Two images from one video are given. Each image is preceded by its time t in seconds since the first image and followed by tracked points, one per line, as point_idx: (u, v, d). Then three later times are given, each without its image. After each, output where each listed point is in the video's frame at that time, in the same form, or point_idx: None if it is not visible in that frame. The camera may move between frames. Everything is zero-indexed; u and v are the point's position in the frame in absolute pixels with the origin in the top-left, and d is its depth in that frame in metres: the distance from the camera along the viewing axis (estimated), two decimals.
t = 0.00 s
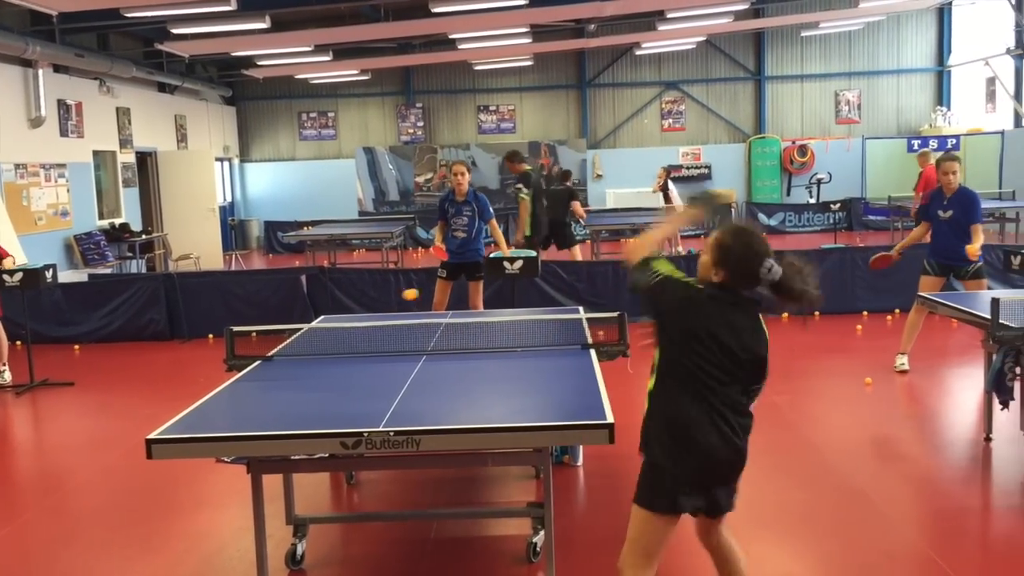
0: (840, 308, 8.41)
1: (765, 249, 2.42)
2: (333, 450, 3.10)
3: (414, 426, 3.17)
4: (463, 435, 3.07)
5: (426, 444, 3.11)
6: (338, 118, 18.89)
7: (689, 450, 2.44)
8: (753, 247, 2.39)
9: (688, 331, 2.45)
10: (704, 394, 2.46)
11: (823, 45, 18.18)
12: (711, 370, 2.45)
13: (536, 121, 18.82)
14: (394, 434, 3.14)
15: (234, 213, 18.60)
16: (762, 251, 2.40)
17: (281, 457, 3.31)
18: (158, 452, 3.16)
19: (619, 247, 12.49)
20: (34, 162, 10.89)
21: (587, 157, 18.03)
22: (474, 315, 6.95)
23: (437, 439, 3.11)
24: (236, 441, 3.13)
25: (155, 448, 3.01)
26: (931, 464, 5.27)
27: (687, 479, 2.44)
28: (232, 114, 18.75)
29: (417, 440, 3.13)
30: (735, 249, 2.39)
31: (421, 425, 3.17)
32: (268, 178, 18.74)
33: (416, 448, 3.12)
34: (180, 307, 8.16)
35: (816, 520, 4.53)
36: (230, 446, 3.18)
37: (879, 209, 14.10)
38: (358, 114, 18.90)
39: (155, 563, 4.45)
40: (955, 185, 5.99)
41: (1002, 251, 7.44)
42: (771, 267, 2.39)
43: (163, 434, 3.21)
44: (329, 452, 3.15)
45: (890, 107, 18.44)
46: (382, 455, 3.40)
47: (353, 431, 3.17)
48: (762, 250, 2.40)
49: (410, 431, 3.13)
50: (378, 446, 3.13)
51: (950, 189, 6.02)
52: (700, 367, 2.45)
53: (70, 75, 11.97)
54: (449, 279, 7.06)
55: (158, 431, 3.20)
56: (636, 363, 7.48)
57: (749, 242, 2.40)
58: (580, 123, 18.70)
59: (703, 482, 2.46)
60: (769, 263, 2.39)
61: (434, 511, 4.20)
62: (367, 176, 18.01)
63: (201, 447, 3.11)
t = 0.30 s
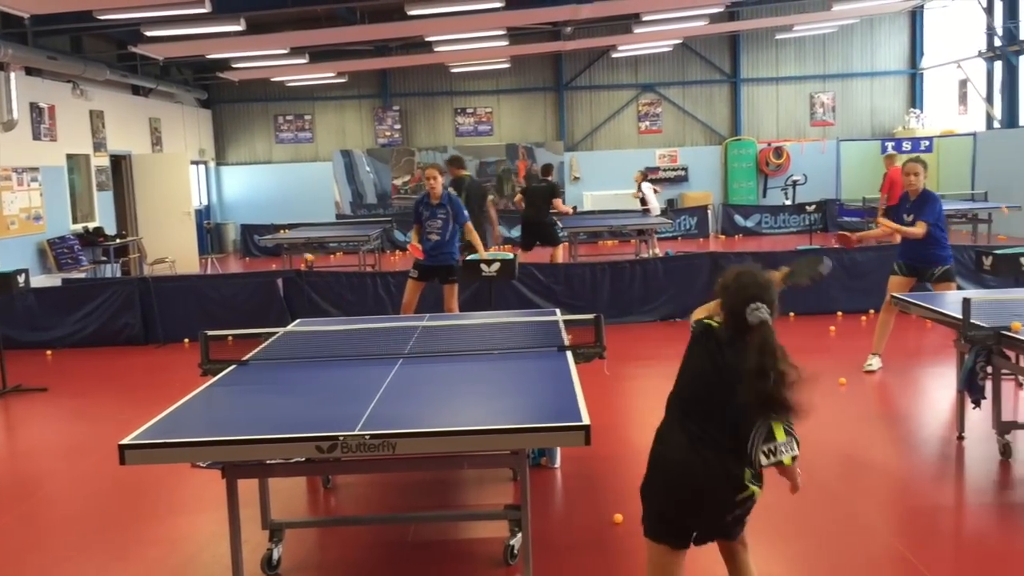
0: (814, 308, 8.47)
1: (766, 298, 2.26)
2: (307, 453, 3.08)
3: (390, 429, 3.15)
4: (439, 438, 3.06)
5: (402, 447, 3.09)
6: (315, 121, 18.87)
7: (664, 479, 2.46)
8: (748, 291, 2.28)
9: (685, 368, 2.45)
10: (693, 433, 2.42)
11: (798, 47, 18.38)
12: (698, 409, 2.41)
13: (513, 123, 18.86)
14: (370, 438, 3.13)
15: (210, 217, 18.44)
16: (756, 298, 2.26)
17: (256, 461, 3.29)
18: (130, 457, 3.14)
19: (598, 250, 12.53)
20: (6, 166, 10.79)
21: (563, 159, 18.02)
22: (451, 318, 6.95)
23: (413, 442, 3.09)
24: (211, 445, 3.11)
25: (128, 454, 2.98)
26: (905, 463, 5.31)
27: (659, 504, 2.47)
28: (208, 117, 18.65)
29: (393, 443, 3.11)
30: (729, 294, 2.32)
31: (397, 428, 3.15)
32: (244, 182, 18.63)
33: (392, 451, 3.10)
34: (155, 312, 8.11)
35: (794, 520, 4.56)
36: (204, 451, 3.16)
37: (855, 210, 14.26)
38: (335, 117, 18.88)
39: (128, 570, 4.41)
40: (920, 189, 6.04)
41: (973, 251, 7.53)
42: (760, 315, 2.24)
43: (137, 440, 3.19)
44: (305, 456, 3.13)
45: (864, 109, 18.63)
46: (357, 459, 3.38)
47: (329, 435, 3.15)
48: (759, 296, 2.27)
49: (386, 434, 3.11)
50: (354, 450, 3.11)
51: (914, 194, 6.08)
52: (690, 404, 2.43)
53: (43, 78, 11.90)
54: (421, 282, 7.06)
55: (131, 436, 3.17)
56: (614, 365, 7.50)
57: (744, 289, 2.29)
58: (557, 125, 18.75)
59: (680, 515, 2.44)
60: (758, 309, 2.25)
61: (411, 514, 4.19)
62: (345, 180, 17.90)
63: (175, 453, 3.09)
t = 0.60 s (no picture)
0: (779, 307, 8.55)
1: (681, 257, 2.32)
2: (272, 457, 3.04)
3: (356, 430, 3.11)
4: (405, 439, 3.03)
5: (368, 448, 3.06)
6: (280, 122, 18.77)
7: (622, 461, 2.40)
8: (665, 252, 2.32)
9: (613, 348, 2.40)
10: (641, 408, 2.38)
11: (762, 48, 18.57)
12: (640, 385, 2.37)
13: (480, 124, 18.88)
14: (335, 439, 3.09)
15: (175, 219, 18.22)
16: (673, 258, 2.31)
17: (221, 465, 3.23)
18: (90, 463, 3.07)
19: (566, 250, 12.56)
20: None
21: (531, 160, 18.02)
22: (417, 319, 6.94)
23: (379, 443, 3.06)
24: (172, 450, 3.06)
25: (88, 459, 2.92)
26: (868, 459, 5.37)
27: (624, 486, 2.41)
28: (172, 118, 18.47)
29: (359, 445, 3.08)
30: (645, 258, 2.35)
31: (363, 429, 3.12)
32: (209, 183, 18.45)
33: (357, 453, 3.07)
34: (118, 316, 8.02)
35: (761, 517, 4.57)
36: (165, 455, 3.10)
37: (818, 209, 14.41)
38: (301, 118, 18.80)
39: None
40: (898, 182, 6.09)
41: (933, 249, 7.65)
42: (678, 273, 2.30)
43: (97, 445, 3.12)
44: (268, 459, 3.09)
45: (828, 109, 18.87)
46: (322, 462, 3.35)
47: (293, 437, 3.11)
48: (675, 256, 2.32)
49: (352, 436, 3.07)
50: (318, 452, 3.07)
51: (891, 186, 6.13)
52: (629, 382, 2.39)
53: (1, 79, 11.74)
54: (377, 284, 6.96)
55: (91, 441, 3.11)
56: (582, 365, 7.51)
57: (661, 251, 2.33)
58: (525, 125, 18.78)
59: (639, 496, 2.40)
60: (676, 267, 2.30)
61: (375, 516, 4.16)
62: (311, 181, 17.78)
63: (136, 457, 3.03)
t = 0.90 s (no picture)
0: (742, 304, 8.64)
1: (585, 256, 2.24)
2: (232, 459, 2.99)
3: (317, 430, 3.07)
4: (367, 439, 3.00)
5: (329, 449, 3.02)
6: (242, 120, 18.64)
7: (527, 480, 2.32)
8: (567, 252, 2.23)
9: (518, 353, 2.33)
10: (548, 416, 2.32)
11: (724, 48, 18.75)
12: (544, 391, 2.33)
13: (443, 123, 18.88)
14: (296, 440, 3.04)
15: (134, 219, 17.97)
16: (575, 258, 2.22)
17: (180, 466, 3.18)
18: (45, 466, 3.00)
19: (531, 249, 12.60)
20: None
21: (495, 158, 18.05)
22: (380, 318, 6.92)
23: (340, 443, 3.03)
24: (132, 452, 2.99)
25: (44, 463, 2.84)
26: (830, 454, 5.42)
27: (527, 509, 2.32)
28: (131, 117, 18.25)
29: (320, 444, 3.05)
30: (544, 257, 2.26)
31: (325, 429, 3.08)
32: (170, 182, 18.26)
33: (319, 454, 3.03)
34: (77, 317, 7.92)
35: (724, 515, 4.57)
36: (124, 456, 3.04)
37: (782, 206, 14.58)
38: (263, 117, 18.69)
39: None
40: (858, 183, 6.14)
41: (891, 247, 7.77)
42: (582, 274, 2.21)
43: (52, 447, 3.05)
44: (229, 460, 3.04)
45: (789, 108, 19.12)
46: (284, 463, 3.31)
47: (254, 438, 3.06)
48: (579, 255, 2.23)
49: (312, 436, 3.04)
50: (280, 453, 3.03)
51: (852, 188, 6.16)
52: (531, 388, 2.34)
53: None
54: (333, 283, 6.94)
55: (46, 444, 3.03)
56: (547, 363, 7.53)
57: (561, 250, 2.24)
58: (488, 124, 18.81)
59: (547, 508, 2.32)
60: (578, 268, 2.21)
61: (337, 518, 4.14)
62: (274, 180, 17.66)
63: (95, 459, 2.96)
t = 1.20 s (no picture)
0: (705, 302, 8.72)
1: (509, 260, 2.27)
2: (192, 461, 2.95)
3: (279, 430, 3.03)
4: (329, 439, 2.97)
5: (291, 450, 2.98)
6: (203, 119, 18.47)
7: (471, 494, 2.30)
8: (490, 257, 2.25)
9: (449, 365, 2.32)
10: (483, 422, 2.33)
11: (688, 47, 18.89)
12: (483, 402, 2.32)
13: (408, 122, 18.84)
14: (257, 441, 3.00)
15: (94, 218, 17.69)
16: (498, 262, 2.25)
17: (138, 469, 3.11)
18: None
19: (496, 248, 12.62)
20: None
21: (461, 157, 18.04)
22: (345, 318, 6.90)
23: (303, 444, 2.99)
24: (89, 455, 2.91)
25: None
26: (791, 449, 5.48)
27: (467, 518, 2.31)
28: (90, 115, 17.99)
29: (282, 445, 3.00)
30: (467, 263, 2.27)
31: (287, 429, 3.04)
32: (131, 180, 18.01)
33: (280, 454, 2.99)
34: (34, 318, 7.80)
35: (688, 512, 4.60)
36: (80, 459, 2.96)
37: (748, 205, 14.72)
38: (226, 115, 18.53)
39: None
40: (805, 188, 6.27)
41: (851, 244, 7.87)
42: (505, 279, 2.24)
43: (4, 450, 2.96)
44: (188, 462, 2.99)
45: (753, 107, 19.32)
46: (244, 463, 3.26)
47: (215, 439, 3.00)
48: (504, 259, 2.26)
49: (273, 436, 2.99)
50: (241, 454, 2.98)
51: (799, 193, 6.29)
52: (465, 396, 2.33)
53: None
54: (302, 284, 6.88)
55: None
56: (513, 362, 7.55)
57: (485, 255, 2.25)
58: (453, 123, 18.80)
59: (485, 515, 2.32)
60: (502, 273, 2.24)
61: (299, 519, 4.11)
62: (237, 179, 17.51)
63: (52, 462, 2.88)
